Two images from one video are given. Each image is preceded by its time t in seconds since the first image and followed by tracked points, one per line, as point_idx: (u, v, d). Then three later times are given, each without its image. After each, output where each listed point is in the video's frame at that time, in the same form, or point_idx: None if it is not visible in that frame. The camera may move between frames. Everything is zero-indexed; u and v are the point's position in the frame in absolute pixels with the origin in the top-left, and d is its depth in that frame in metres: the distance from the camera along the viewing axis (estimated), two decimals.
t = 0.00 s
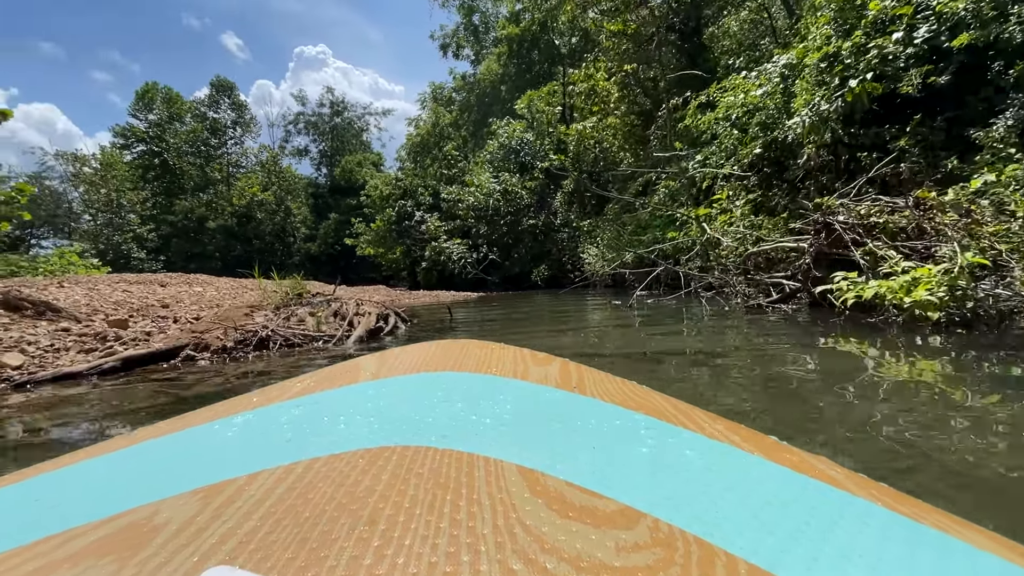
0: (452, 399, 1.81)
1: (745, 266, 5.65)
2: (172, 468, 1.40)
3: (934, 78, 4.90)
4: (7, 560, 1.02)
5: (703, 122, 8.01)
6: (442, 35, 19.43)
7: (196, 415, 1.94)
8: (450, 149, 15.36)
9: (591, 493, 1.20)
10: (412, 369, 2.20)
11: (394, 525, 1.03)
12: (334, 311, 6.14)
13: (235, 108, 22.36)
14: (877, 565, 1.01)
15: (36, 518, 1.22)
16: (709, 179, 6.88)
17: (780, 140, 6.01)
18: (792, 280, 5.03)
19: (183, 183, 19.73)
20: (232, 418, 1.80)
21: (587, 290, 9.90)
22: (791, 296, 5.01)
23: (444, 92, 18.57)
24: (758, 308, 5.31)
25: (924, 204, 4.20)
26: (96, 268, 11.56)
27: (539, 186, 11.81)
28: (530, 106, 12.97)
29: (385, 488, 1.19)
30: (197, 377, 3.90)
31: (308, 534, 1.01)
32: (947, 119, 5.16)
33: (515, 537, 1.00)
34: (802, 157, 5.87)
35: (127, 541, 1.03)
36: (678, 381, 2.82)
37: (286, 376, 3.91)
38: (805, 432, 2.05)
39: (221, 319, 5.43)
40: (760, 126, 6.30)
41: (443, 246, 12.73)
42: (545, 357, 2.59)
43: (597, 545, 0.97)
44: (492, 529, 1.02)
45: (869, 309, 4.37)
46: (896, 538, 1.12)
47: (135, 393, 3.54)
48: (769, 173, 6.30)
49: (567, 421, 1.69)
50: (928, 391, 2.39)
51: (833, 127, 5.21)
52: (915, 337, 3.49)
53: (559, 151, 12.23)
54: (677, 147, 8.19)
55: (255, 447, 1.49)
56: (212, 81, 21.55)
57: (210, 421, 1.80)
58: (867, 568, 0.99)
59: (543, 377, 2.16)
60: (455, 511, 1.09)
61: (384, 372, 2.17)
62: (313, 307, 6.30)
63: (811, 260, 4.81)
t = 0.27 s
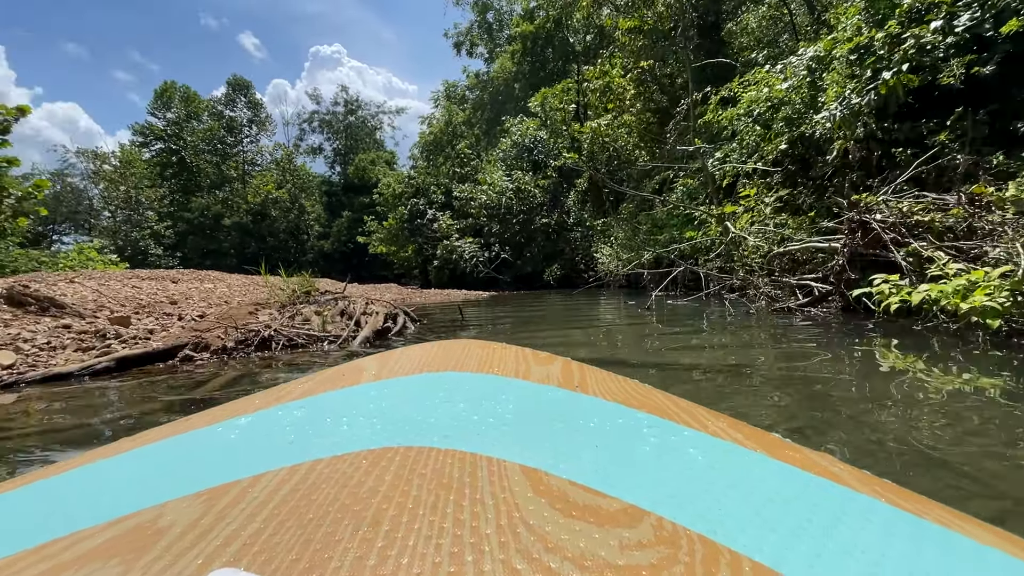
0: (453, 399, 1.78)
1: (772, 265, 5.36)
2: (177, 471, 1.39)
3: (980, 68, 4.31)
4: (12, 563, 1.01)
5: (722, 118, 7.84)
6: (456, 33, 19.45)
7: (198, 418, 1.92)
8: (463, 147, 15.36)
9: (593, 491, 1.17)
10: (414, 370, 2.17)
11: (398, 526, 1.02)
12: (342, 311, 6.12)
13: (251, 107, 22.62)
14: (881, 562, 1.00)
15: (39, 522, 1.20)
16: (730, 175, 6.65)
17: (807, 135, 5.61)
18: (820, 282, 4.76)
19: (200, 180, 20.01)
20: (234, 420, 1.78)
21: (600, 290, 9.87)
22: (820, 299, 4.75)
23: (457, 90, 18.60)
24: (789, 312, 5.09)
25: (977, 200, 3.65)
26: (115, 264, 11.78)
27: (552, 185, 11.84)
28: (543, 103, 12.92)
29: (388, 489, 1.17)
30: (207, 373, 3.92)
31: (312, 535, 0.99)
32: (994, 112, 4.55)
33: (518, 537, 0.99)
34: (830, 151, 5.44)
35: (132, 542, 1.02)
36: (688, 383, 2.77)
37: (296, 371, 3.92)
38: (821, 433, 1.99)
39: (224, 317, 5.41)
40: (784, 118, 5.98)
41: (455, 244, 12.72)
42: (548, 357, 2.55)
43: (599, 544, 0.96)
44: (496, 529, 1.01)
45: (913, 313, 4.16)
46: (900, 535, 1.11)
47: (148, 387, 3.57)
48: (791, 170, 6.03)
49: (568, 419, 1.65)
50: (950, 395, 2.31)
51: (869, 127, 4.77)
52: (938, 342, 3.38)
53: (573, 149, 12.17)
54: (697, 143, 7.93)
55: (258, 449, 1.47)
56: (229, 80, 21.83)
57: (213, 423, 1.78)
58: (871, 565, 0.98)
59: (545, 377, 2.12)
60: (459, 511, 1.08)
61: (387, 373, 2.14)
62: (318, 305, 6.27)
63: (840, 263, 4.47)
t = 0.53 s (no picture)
0: (454, 400, 1.74)
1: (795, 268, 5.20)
2: (180, 475, 1.37)
3: None
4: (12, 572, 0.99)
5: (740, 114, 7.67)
6: (466, 32, 19.44)
7: (199, 423, 1.90)
8: (472, 145, 15.37)
9: (594, 489, 1.14)
10: (415, 371, 2.13)
11: (400, 528, 0.99)
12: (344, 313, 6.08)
13: (263, 106, 22.78)
14: (884, 558, 0.98)
15: (40, 530, 1.18)
16: (746, 174, 6.51)
17: (830, 131, 5.39)
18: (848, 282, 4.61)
19: (212, 178, 20.19)
20: (235, 424, 1.75)
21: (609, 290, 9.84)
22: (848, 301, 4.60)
23: (467, 88, 18.58)
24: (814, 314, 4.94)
25: None
26: (127, 261, 11.91)
27: (563, 184, 11.81)
28: (554, 101, 12.85)
29: (390, 490, 1.14)
30: (216, 372, 3.94)
31: (315, 538, 0.97)
32: None
33: (521, 536, 0.96)
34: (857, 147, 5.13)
35: (133, 548, 0.99)
36: (698, 388, 2.73)
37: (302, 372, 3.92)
38: (837, 442, 1.94)
39: (221, 317, 5.36)
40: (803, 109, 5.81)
41: (464, 243, 12.73)
42: (548, 357, 2.50)
43: (601, 543, 0.94)
44: (498, 528, 0.98)
45: (959, 319, 4.02)
46: (904, 531, 1.08)
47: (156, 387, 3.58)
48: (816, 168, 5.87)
49: (570, 418, 1.61)
50: (970, 404, 2.25)
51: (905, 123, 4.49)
52: (956, 348, 3.29)
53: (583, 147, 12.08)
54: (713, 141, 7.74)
55: (259, 452, 1.44)
56: (241, 79, 22.02)
57: (213, 428, 1.75)
58: (873, 561, 0.96)
59: (545, 377, 2.06)
60: (461, 511, 1.05)
61: (387, 375, 2.11)
62: (318, 305, 6.22)
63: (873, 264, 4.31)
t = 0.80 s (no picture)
0: (450, 400, 1.71)
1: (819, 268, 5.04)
2: (176, 476, 1.34)
3: None
4: None
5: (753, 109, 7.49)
6: (472, 30, 19.39)
7: (194, 426, 1.86)
8: (478, 144, 15.34)
9: (591, 488, 1.11)
10: (412, 372, 2.09)
11: (396, 528, 0.97)
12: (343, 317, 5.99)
13: (269, 105, 22.86)
14: (880, 554, 0.96)
15: (32, 533, 1.15)
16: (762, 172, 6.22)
17: (855, 124, 5.16)
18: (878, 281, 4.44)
19: (219, 177, 20.27)
20: (229, 425, 1.72)
21: (616, 290, 9.81)
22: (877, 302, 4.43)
23: (473, 87, 18.55)
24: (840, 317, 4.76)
25: None
26: (134, 259, 11.96)
27: (569, 183, 11.78)
28: (561, 99, 12.78)
29: (386, 490, 1.11)
30: (221, 372, 3.95)
31: (311, 539, 0.94)
32: None
33: (518, 536, 0.94)
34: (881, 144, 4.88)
35: (127, 550, 0.96)
36: (704, 392, 2.68)
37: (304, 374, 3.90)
38: (846, 450, 1.90)
39: (214, 319, 5.27)
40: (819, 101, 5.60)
41: (469, 243, 12.72)
42: (544, 356, 2.46)
43: (598, 542, 0.92)
44: (495, 528, 0.96)
45: (1007, 322, 3.81)
46: (901, 528, 1.06)
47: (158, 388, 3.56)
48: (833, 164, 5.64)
49: (567, 417, 1.57)
50: (983, 411, 2.20)
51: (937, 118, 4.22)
52: (967, 352, 3.24)
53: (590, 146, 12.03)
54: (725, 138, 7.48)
55: (255, 453, 1.41)
56: (248, 78, 22.09)
57: (209, 430, 1.72)
58: (869, 557, 0.94)
59: (542, 377, 2.02)
60: (458, 512, 1.02)
61: (383, 375, 2.07)
62: (317, 305, 6.17)
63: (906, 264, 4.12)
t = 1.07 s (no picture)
0: (441, 399, 1.68)
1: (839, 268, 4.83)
2: (165, 476, 1.32)
3: None
4: None
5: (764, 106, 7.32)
6: (474, 29, 19.35)
7: (185, 425, 1.83)
8: (479, 144, 15.32)
9: (583, 488, 1.09)
10: (404, 372, 2.06)
11: (389, 529, 0.95)
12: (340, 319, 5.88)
13: (270, 105, 22.85)
14: (869, 554, 0.93)
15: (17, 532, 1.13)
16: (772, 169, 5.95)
17: (871, 118, 4.94)
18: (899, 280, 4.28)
19: (220, 177, 20.27)
20: (222, 425, 1.69)
21: (617, 290, 9.80)
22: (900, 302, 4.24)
23: (475, 86, 18.53)
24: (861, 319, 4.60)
25: None
26: (134, 259, 11.95)
27: (571, 182, 11.75)
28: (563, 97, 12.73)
29: (378, 491, 1.09)
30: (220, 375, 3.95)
31: (301, 541, 0.93)
32: None
33: (511, 536, 0.93)
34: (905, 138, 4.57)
35: (116, 551, 0.95)
36: (706, 392, 2.66)
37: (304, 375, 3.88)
38: (848, 452, 1.88)
39: (203, 321, 5.16)
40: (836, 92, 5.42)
41: (471, 243, 12.69)
42: (537, 356, 2.43)
43: (590, 542, 0.90)
44: (488, 529, 0.95)
45: None
46: (891, 528, 1.03)
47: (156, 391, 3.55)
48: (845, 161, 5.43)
49: (560, 418, 1.53)
50: (987, 412, 2.18)
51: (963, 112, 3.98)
52: (970, 352, 3.23)
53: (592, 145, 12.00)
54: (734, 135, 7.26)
55: (247, 453, 1.39)
56: (249, 78, 22.08)
57: (199, 430, 1.69)
58: (858, 557, 0.91)
59: (534, 377, 1.99)
60: (451, 513, 1.01)
61: (375, 375, 2.05)
62: (312, 305, 6.09)
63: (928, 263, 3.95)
